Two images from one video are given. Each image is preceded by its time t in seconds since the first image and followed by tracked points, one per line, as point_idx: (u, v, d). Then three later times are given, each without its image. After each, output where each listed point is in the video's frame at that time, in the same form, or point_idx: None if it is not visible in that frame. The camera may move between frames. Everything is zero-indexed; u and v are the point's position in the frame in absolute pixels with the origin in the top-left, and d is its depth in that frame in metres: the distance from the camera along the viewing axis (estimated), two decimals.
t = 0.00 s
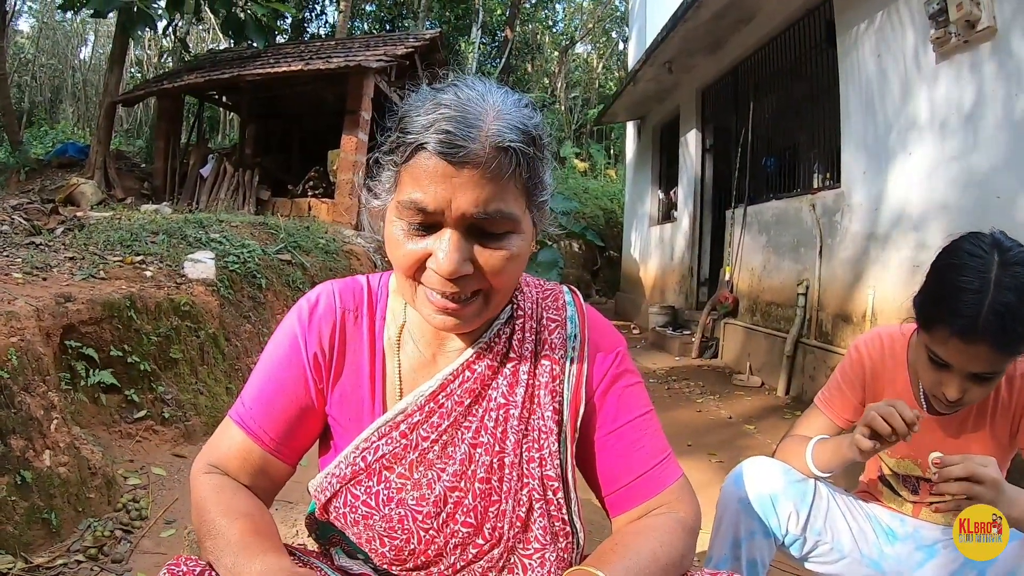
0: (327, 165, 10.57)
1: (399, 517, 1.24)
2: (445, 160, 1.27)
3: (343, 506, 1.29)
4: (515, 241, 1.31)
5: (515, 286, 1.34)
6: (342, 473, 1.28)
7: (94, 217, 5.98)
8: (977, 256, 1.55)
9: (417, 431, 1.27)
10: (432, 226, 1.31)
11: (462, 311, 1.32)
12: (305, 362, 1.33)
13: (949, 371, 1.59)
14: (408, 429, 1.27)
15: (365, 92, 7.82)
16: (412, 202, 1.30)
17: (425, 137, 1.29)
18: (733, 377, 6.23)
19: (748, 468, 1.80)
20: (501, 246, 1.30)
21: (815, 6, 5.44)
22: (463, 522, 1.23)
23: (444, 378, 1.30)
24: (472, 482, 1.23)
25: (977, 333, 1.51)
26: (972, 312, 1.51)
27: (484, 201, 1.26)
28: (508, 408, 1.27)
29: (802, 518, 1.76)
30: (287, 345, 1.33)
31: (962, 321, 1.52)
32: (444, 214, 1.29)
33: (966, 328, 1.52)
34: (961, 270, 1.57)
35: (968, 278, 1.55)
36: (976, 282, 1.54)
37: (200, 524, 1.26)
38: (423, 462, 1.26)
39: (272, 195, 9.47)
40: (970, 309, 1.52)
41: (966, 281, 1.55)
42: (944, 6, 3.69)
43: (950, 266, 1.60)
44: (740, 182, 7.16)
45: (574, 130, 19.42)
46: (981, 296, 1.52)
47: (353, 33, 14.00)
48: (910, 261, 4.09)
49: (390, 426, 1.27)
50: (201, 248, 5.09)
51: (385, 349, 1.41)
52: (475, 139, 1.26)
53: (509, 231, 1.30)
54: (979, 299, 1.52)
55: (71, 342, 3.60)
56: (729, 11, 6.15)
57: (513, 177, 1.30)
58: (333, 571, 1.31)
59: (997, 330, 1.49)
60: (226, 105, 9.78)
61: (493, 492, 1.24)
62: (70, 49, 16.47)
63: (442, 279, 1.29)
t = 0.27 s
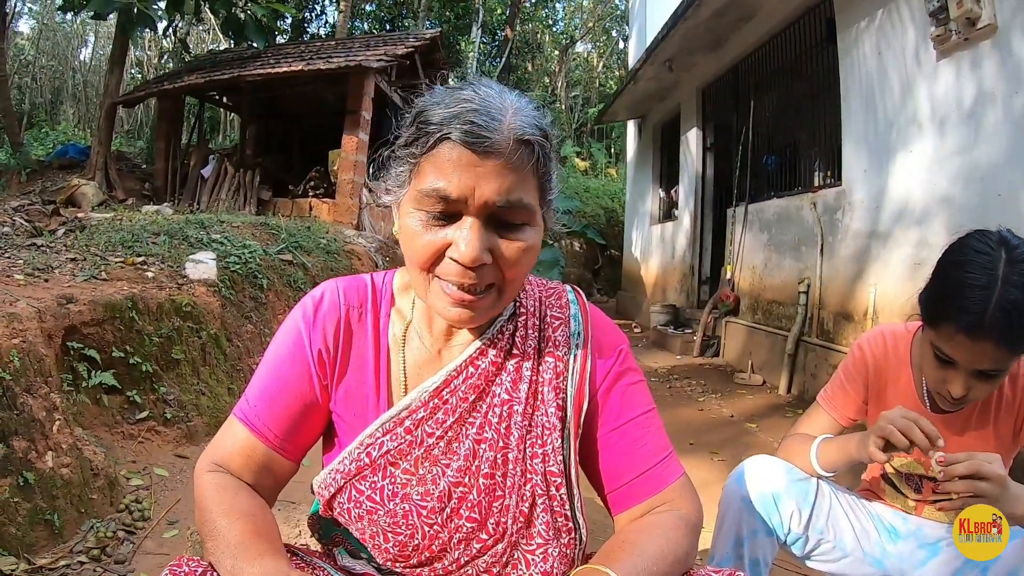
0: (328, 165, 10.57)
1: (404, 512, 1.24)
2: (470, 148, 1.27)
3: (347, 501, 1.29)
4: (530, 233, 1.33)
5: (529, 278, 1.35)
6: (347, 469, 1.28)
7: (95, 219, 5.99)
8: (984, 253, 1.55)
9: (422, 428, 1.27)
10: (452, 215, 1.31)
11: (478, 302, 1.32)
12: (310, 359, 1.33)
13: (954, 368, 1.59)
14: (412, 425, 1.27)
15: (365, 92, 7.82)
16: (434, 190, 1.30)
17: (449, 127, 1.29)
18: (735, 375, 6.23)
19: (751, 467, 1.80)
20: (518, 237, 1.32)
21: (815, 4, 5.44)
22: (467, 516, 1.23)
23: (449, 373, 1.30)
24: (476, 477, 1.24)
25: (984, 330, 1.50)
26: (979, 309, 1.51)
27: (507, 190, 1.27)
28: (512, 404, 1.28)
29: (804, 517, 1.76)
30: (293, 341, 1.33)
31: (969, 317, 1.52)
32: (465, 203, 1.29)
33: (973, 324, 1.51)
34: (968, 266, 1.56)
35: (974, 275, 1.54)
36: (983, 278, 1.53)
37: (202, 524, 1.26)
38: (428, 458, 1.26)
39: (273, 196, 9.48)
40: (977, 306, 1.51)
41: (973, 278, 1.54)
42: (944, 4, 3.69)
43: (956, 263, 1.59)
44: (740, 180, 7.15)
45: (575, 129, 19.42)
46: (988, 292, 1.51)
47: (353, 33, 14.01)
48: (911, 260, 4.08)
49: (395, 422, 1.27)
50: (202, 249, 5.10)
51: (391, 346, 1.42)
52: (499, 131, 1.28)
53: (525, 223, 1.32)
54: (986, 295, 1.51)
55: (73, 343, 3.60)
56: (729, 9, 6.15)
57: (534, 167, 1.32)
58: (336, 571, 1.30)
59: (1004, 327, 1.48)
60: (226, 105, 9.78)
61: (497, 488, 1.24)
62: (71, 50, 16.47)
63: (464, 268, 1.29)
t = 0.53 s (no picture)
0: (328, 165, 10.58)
1: (412, 504, 1.23)
2: (510, 128, 1.38)
3: (353, 495, 1.28)
4: (555, 214, 1.42)
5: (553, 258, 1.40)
6: (353, 463, 1.27)
7: (96, 220, 6.00)
8: (987, 256, 1.54)
9: (431, 420, 1.26)
10: (495, 190, 1.36)
11: (515, 275, 1.33)
12: (319, 345, 1.33)
13: (955, 370, 1.59)
14: (421, 417, 1.26)
15: (365, 93, 7.82)
16: (484, 164, 1.35)
17: (491, 110, 1.40)
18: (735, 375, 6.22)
19: (751, 467, 1.79)
20: (547, 214, 1.40)
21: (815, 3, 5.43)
22: (475, 507, 1.22)
23: (456, 367, 1.30)
24: (484, 468, 1.24)
25: (985, 334, 1.49)
26: (980, 313, 1.50)
27: (549, 165, 1.38)
28: (519, 397, 1.28)
29: (805, 517, 1.76)
30: (300, 329, 1.34)
31: (970, 321, 1.51)
32: (511, 177, 1.35)
33: (975, 328, 1.51)
34: (969, 269, 1.55)
35: (976, 279, 1.53)
36: (985, 282, 1.52)
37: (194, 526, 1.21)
38: (437, 451, 1.26)
39: (273, 197, 9.48)
40: (978, 310, 1.51)
41: (975, 281, 1.53)
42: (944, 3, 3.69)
43: (957, 266, 1.59)
44: (740, 180, 7.15)
45: (575, 129, 19.43)
46: (989, 296, 1.51)
47: (353, 34, 14.02)
48: (913, 260, 4.07)
49: (403, 415, 1.27)
50: (203, 250, 5.10)
51: (399, 338, 1.43)
52: (536, 117, 1.42)
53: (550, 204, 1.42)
54: (988, 300, 1.50)
55: (74, 344, 3.60)
56: (729, 9, 6.15)
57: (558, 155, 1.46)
58: (340, 572, 1.29)
59: (1006, 332, 1.48)
60: (226, 106, 9.79)
61: (505, 478, 1.24)
62: (71, 52, 16.47)
63: (511, 237, 1.32)
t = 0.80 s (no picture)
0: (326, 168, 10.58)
1: (421, 491, 1.24)
2: (482, 121, 1.43)
3: (360, 487, 1.28)
4: (533, 201, 1.46)
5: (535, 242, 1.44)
6: (358, 456, 1.26)
7: (94, 223, 5.99)
8: (980, 259, 1.54)
9: (435, 411, 1.27)
10: (473, 177, 1.40)
11: (500, 256, 1.37)
12: (334, 337, 1.32)
13: (948, 372, 1.59)
14: (425, 408, 1.27)
15: (363, 95, 7.82)
16: (463, 153, 1.39)
17: (462, 106, 1.44)
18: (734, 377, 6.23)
19: (745, 469, 1.76)
20: (525, 198, 1.44)
21: (812, 5, 5.45)
22: (480, 489, 1.25)
23: (455, 359, 1.32)
24: (487, 452, 1.26)
25: (977, 336, 1.50)
26: (972, 315, 1.51)
27: (521, 152, 1.43)
28: (517, 383, 1.32)
29: (801, 520, 1.74)
30: (312, 321, 1.32)
31: (962, 324, 1.52)
32: (489, 164, 1.39)
33: (967, 330, 1.51)
34: (961, 272, 1.55)
35: (968, 281, 1.54)
36: (976, 285, 1.52)
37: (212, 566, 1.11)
38: (442, 439, 1.27)
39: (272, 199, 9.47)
40: (970, 312, 1.51)
41: (967, 284, 1.54)
42: (941, 5, 3.71)
43: (950, 268, 1.59)
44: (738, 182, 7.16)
45: (573, 131, 19.45)
46: (981, 299, 1.51)
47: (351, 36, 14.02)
48: (910, 262, 4.09)
49: (407, 406, 1.27)
50: (201, 253, 5.09)
51: (400, 332, 1.44)
52: (506, 110, 1.47)
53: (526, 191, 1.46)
54: (979, 302, 1.51)
55: (72, 348, 3.60)
56: (726, 11, 6.17)
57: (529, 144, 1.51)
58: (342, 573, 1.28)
59: (997, 334, 1.49)
60: (225, 109, 9.79)
61: (508, 461, 1.27)
62: (69, 54, 16.46)
63: (493, 217, 1.36)
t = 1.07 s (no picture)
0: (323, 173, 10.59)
1: (418, 486, 1.24)
2: (470, 135, 1.42)
3: (359, 485, 1.27)
4: (519, 212, 1.45)
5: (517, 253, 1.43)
6: (355, 454, 1.27)
7: (91, 228, 5.98)
8: (972, 248, 1.56)
9: (431, 407, 1.28)
10: (456, 190, 1.41)
11: (475, 268, 1.38)
12: (331, 343, 1.33)
13: (946, 363, 1.58)
14: (420, 405, 1.28)
15: (360, 100, 7.84)
16: (444, 166, 1.40)
17: (452, 120, 1.44)
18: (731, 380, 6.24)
19: (742, 473, 1.75)
20: (507, 210, 1.43)
21: (808, 9, 5.49)
22: (477, 481, 1.25)
23: (448, 358, 1.33)
24: (483, 446, 1.27)
25: (973, 320, 1.50)
26: (967, 299, 1.52)
27: (504, 165, 1.41)
28: (509, 378, 1.33)
29: (797, 524, 1.75)
30: (306, 326, 1.33)
31: (959, 308, 1.52)
32: (468, 176, 1.39)
33: (963, 315, 1.51)
34: (957, 261, 1.57)
35: (963, 268, 1.55)
36: (971, 271, 1.54)
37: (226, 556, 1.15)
38: (438, 434, 1.27)
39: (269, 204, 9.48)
40: (966, 297, 1.52)
41: (961, 271, 1.55)
42: (936, 8, 3.72)
43: (945, 259, 1.61)
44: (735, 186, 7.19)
45: (570, 136, 19.52)
46: (976, 284, 1.52)
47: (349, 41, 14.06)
48: (906, 264, 4.11)
49: (404, 403, 1.28)
50: (198, 258, 5.09)
51: (394, 335, 1.43)
52: (494, 123, 1.45)
53: (512, 201, 1.45)
54: (974, 287, 1.52)
55: (70, 353, 3.59)
56: (722, 15, 6.20)
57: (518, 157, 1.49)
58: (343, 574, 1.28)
59: (993, 316, 1.49)
60: (222, 114, 9.80)
61: (504, 453, 1.27)
62: (67, 59, 16.46)
63: (469, 230, 1.36)
